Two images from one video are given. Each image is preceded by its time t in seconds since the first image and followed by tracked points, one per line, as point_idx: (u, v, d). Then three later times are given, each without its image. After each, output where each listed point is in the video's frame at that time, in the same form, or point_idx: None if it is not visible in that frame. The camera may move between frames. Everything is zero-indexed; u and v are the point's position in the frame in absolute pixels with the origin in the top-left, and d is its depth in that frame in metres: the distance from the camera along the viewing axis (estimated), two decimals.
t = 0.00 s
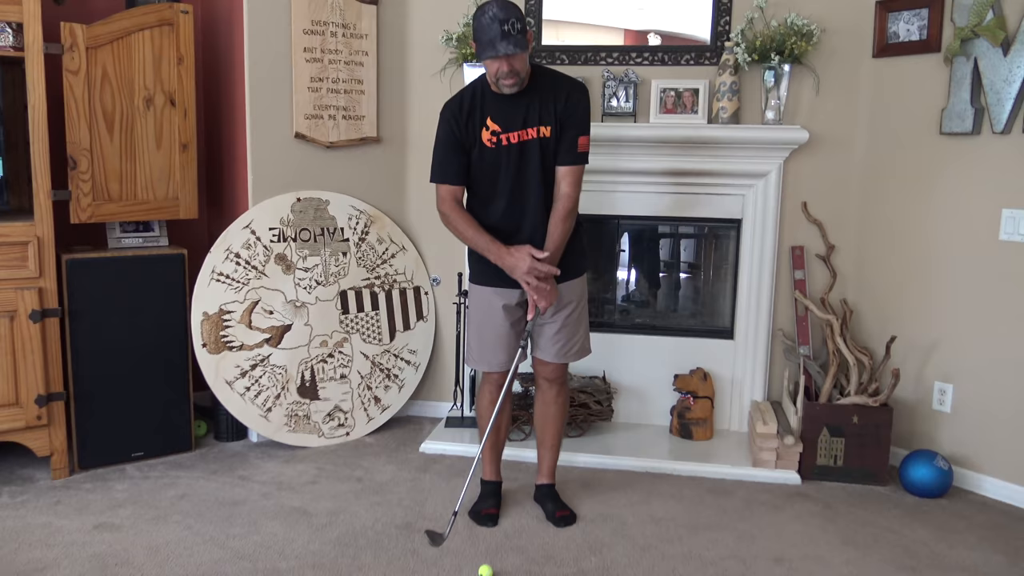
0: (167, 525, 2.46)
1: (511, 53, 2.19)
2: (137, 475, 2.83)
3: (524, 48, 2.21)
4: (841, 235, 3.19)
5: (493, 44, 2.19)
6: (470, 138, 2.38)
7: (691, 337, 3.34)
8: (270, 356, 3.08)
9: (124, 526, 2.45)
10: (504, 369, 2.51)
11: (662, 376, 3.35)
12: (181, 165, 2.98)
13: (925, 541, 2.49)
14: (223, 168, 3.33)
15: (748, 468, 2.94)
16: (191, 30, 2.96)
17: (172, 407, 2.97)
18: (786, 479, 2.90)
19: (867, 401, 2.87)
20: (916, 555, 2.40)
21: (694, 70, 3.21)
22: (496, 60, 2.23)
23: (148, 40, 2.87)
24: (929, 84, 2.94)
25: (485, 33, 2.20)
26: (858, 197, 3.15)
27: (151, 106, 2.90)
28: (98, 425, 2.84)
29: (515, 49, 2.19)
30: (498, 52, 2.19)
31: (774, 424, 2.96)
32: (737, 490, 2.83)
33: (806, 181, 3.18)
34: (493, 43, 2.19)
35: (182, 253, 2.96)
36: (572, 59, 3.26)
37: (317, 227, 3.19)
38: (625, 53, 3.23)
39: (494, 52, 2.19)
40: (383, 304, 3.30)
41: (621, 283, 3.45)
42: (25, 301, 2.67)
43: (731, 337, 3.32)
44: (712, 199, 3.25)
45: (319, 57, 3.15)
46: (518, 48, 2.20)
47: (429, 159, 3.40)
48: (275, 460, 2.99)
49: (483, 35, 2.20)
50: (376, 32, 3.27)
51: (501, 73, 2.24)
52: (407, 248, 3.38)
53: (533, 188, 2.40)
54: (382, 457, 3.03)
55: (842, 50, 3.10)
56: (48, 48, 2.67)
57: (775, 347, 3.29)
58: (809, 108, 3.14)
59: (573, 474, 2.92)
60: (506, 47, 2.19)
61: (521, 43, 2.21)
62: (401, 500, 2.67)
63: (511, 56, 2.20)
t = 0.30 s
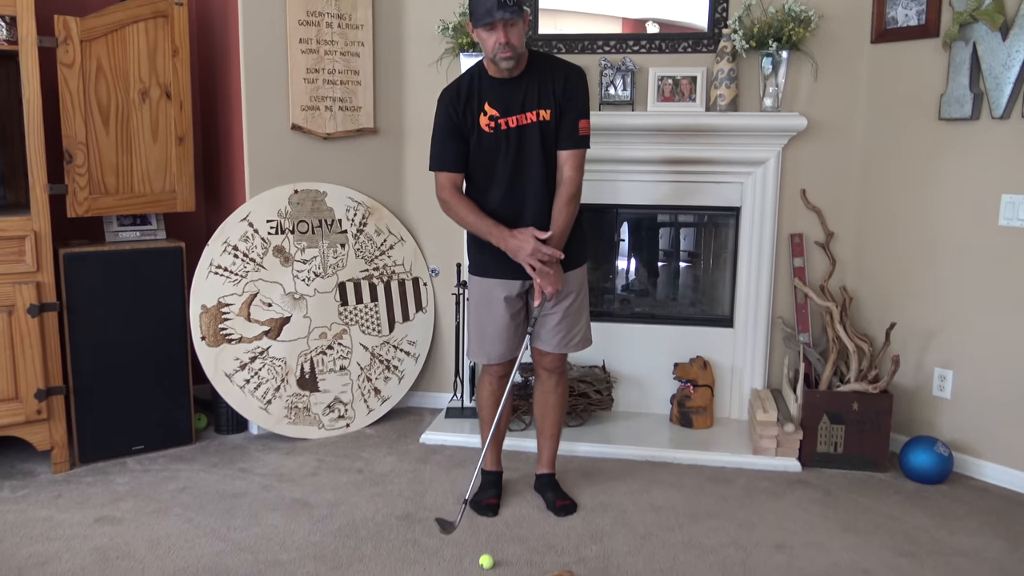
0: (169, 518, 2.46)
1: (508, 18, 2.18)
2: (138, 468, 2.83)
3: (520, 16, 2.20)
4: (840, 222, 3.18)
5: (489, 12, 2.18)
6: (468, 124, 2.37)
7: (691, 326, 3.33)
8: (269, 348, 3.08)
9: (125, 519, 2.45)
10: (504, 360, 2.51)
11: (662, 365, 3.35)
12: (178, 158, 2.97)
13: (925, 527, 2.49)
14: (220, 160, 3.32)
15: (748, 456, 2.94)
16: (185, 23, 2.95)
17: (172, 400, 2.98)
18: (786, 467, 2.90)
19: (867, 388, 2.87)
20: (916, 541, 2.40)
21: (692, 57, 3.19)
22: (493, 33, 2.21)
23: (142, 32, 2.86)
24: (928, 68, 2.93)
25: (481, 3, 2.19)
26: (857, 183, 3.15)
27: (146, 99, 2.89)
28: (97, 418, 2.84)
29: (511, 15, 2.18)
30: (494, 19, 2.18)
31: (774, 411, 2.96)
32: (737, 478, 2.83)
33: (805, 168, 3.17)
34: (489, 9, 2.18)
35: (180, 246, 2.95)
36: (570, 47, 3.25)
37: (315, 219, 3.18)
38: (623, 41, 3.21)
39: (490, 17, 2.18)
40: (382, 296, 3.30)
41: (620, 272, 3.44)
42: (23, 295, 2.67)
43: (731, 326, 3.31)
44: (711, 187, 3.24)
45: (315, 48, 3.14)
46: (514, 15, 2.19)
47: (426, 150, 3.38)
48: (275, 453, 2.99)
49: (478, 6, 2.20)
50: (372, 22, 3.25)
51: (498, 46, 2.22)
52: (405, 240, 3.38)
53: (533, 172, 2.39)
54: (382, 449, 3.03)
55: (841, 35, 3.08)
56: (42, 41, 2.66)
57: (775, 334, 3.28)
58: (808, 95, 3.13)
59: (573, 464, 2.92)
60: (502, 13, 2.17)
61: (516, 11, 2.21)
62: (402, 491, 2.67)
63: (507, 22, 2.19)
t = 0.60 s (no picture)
0: (164, 504, 2.48)
1: None
2: (134, 455, 2.84)
3: None
4: (835, 211, 3.19)
5: None
6: (464, 110, 2.37)
7: (688, 314, 3.34)
8: (265, 336, 3.09)
9: (121, 505, 2.46)
10: (501, 347, 2.52)
11: (657, 353, 3.36)
12: (173, 145, 2.97)
13: (917, 514, 2.50)
14: (215, 148, 3.31)
15: (742, 444, 2.95)
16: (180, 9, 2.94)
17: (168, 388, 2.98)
18: (780, 455, 2.91)
19: (861, 376, 2.88)
20: (908, 528, 2.41)
21: (688, 45, 3.18)
22: (488, 12, 2.22)
23: (136, 18, 2.85)
24: (924, 57, 2.92)
25: None
26: (853, 172, 3.14)
27: (141, 86, 2.89)
28: (93, 405, 2.84)
29: None
30: None
31: (768, 399, 2.97)
32: (731, 465, 2.85)
33: (801, 157, 3.17)
34: None
35: (175, 233, 2.95)
36: (565, 35, 3.24)
37: (310, 207, 3.18)
38: (619, 28, 3.20)
39: None
40: (377, 284, 3.30)
41: (616, 261, 3.45)
42: (18, 282, 2.67)
43: (726, 314, 3.32)
44: (707, 175, 3.24)
45: (310, 35, 3.13)
46: None
47: (422, 138, 3.38)
48: (271, 440, 3.00)
49: None
50: (367, 9, 3.24)
51: (493, 25, 2.22)
52: (401, 228, 3.38)
53: (529, 159, 2.39)
54: (378, 436, 3.04)
55: (838, 23, 3.07)
56: (36, 28, 2.65)
57: (770, 323, 3.29)
58: (804, 83, 3.12)
59: (567, 451, 2.93)
60: None
61: None
62: (397, 478, 2.68)
63: None
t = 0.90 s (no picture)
0: (160, 494, 2.48)
1: None
2: (128, 445, 2.84)
3: None
4: (829, 203, 3.20)
5: None
6: (459, 101, 2.37)
7: (682, 305, 3.35)
8: (259, 327, 3.08)
9: (116, 496, 2.46)
10: (496, 339, 2.53)
11: (652, 344, 3.37)
12: (167, 135, 2.96)
13: (908, 504, 2.52)
14: (209, 137, 3.30)
15: (736, 434, 2.96)
16: None
17: (163, 378, 2.98)
18: (773, 445, 2.93)
19: (854, 367, 2.89)
20: (899, 518, 2.43)
21: (683, 36, 3.18)
22: (481, 2, 2.22)
23: (130, 7, 2.83)
24: (919, 49, 2.93)
25: None
26: (847, 163, 3.15)
27: (134, 75, 2.87)
28: (87, 395, 2.84)
29: None
30: None
31: (762, 390, 2.98)
32: (724, 456, 2.86)
33: (795, 148, 3.17)
34: None
35: (169, 223, 2.94)
36: (560, 25, 3.23)
37: (304, 197, 3.17)
38: (614, 19, 3.20)
39: None
40: (372, 274, 3.30)
41: (611, 251, 3.45)
42: (11, 272, 2.66)
43: (719, 305, 3.33)
44: (701, 166, 3.25)
45: (304, 24, 3.11)
46: None
47: (416, 129, 3.37)
48: (266, 430, 3.00)
49: None
50: None
51: (487, 15, 2.22)
52: (395, 218, 3.37)
53: (524, 149, 2.38)
54: (372, 426, 3.04)
55: (833, 14, 3.07)
56: (28, 16, 2.63)
57: (763, 314, 3.31)
58: (799, 74, 3.12)
59: (562, 441, 2.94)
60: None
61: None
62: (392, 468, 2.69)
63: None
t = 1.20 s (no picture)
0: (159, 492, 2.48)
1: None
2: (128, 442, 2.84)
3: None
4: (827, 199, 3.20)
5: None
6: (456, 100, 2.36)
7: (681, 302, 3.35)
8: (258, 324, 3.08)
9: (116, 493, 2.46)
10: (495, 334, 2.52)
11: (651, 340, 3.37)
12: (165, 132, 2.95)
13: (907, 500, 2.53)
14: (208, 134, 3.30)
15: (734, 431, 2.97)
16: None
17: (162, 376, 2.98)
18: (772, 441, 2.93)
19: (853, 363, 2.90)
20: (898, 513, 2.44)
21: (682, 32, 3.18)
22: None
23: (127, 3, 2.83)
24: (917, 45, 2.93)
25: None
26: (845, 159, 3.15)
27: (132, 72, 2.87)
28: (86, 393, 2.84)
29: None
30: None
31: (761, 387, 2.99)
32: (723, 452, 2.87)
33: (794, 144, 3.17)
34: None
35: (168, 221, 2.94)
36: (559, 22, 3.22)
37: (303, 194, 3.17)
38: (613, 15, 3.19)
39: None
40: (371, 271, 3.30)
41: (609, 248, 3.45)
42: (10, 270, 2.66)
43: (718, 302, 3.33)
44: (700, 163, 3.24)
45: (302, 21, 3.11)
46: None
47: (415, 125, 3.37)
48: (265, 427, 3.01)
49: None
50: None
51: (482, 13, 2.22)
52: (394, 215, 3.37)
53: (522, 148, 2.38)
54: (372, 424, 3.05)
55: (830, 11, 3.07)
56: (26, 13, 2.63)
57: (762, 310, 3.31)
58: (797, 70, 3.12)
59: (561, 438, 2.94)
60: None
61: None
62: (391, 465, 2.69)
63: None
